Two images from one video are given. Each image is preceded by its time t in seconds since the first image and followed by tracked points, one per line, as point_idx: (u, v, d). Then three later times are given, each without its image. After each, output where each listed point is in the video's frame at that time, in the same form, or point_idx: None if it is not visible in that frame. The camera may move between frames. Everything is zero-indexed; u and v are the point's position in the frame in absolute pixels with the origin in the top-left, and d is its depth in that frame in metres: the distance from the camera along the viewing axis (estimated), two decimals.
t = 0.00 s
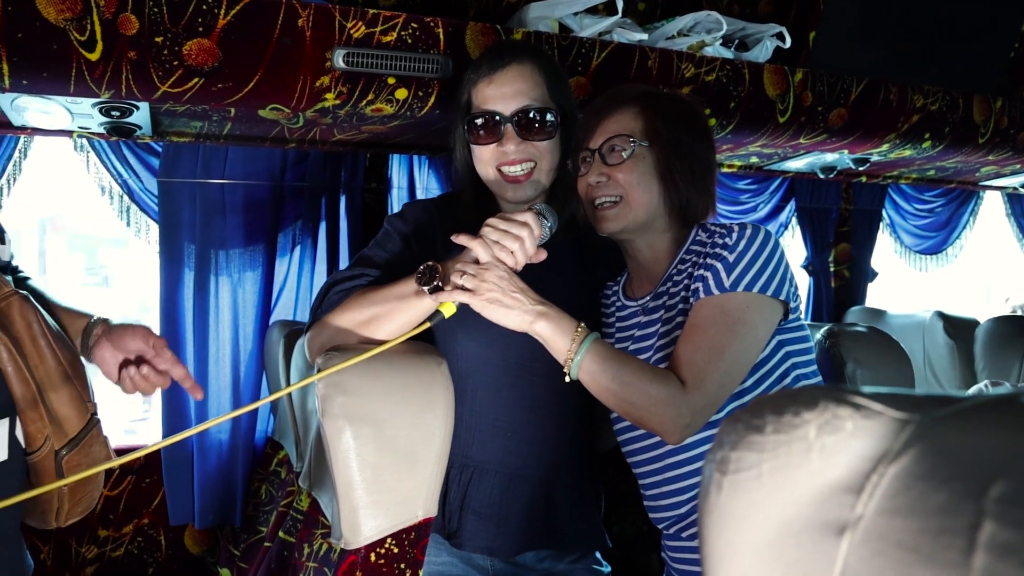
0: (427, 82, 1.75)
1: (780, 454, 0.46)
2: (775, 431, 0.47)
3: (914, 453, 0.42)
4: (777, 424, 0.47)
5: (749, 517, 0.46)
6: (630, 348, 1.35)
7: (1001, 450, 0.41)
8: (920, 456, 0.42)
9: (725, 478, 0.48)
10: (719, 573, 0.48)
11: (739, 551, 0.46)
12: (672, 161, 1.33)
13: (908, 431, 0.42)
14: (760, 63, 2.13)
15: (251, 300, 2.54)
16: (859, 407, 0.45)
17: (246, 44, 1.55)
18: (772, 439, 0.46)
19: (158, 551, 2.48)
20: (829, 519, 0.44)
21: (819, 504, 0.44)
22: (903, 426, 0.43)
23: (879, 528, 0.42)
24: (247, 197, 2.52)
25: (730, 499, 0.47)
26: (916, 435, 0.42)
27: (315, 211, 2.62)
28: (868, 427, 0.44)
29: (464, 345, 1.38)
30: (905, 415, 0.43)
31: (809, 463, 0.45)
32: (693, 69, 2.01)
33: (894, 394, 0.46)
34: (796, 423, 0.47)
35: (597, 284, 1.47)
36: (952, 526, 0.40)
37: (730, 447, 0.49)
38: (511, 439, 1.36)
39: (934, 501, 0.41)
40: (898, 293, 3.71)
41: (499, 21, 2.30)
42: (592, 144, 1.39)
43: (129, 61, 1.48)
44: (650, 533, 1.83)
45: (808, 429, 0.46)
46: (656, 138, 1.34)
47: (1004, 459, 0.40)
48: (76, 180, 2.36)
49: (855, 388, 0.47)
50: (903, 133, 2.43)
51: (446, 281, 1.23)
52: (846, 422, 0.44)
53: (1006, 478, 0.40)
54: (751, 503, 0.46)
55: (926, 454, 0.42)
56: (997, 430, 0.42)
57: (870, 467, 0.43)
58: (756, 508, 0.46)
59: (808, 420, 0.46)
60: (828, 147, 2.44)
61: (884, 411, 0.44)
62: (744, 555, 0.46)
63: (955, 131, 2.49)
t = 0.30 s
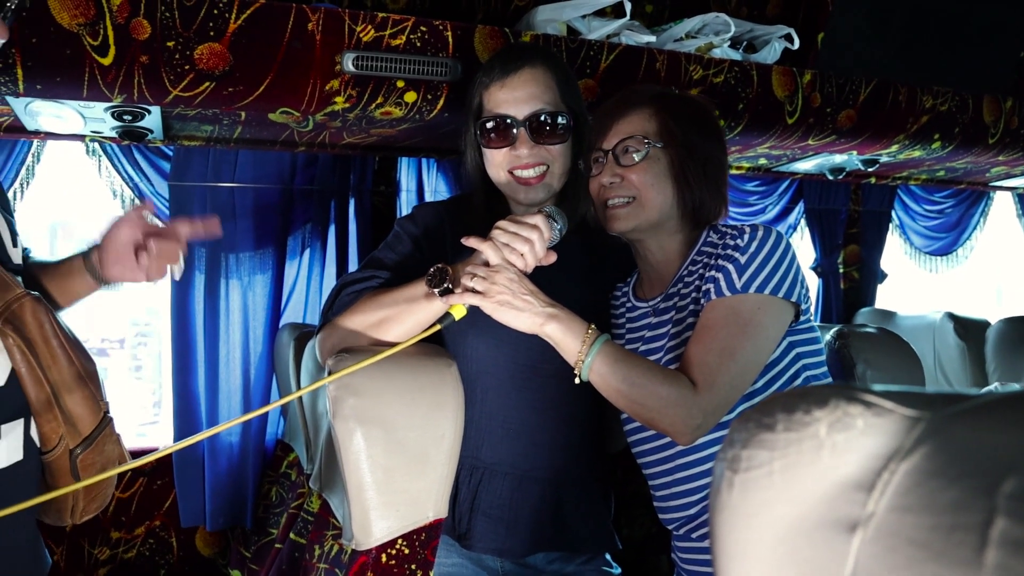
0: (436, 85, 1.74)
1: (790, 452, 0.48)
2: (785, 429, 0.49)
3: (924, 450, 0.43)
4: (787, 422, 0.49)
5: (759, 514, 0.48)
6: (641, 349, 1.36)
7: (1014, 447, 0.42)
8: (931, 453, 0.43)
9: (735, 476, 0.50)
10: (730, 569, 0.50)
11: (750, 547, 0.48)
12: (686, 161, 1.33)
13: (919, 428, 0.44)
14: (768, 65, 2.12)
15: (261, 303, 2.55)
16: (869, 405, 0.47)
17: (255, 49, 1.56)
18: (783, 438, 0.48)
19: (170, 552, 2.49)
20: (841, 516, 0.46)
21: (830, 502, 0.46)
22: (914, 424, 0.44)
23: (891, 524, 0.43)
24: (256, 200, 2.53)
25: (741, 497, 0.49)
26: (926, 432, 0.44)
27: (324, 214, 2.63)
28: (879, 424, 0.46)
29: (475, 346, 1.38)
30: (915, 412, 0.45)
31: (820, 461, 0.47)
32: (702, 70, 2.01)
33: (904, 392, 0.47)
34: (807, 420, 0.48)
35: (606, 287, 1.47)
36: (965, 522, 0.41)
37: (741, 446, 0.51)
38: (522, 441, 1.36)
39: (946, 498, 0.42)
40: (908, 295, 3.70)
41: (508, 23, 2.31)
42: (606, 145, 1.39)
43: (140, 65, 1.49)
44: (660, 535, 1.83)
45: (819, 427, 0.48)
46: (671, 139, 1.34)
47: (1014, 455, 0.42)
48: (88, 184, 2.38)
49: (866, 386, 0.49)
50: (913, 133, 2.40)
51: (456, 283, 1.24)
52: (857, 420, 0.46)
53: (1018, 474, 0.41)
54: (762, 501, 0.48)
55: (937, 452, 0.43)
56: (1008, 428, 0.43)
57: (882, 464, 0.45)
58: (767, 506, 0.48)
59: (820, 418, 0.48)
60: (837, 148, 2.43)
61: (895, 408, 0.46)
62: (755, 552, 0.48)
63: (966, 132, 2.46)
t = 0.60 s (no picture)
0: (447, 94, 1.75)
1: (802, 451, 0.48)
2: (797, 428, 0.49)
3: (936, 449, 0.43)
4: (799, 421, 0.49)
5: (773, 513, 0.48)
6: (652, 355, 1.36)
7: None
8: (942, 452, 0.43)
9: (748, 476, 0.50)
10: (744, 570, 0.49)
11: (762, 547, 0.48)
12: (697, 167, 1.33)
13: (930, 427, 0.44)
14: (778, 72, 2.11)
15: (274, 311, 2.57)
16: (881, 403, 0.46)
17: (268, 59, 1.58)
18: (795, 437, 0.48)
19: (183, 559, 2.49)
20: (853, 513, 0.45)
21: (841, 502, 0.46)
22: (925, 423, 0.44)
23: (903, 522, 0.43)
24: (269, 209, 2.55)
25: (753, 496, 0.49)
26: (938, 430, 0.43)
27: (336, 221, 2.64)
28: (891, 423, 0.45)
29: (487, 353, 1.39)
30: (927, 411, 0.44)
31: (832, 460, 0.46)
32: (711, 78, 2.00)
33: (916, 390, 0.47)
34: (819, 419, 0.48)
35: (616, 294, 1.48)
36: (976, 520, 0.41)
37: (754, 445, 0.50)
38: (534, 447, 1.36)
39: (958, 496, 0.41)
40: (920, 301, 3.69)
41: (518, 31, 2.34)
42: (616, 151, 1.40)
43: (155, 76, 1.51)
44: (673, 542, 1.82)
45: (831, 426, 0.47)
46: (682, 146, 1.35)
47: None
48: (103, 194, 2.40)
49: (878, 385, 0.49)
50: (924, 139, 2.39)
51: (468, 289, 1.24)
52: (868, 419, 0.46)
53: None
54: (773, 501, 0.48)
55: (948, 450, 0.43)
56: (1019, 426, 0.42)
57: (894, 463, 0.44)
58: (780, 506, 0.48)
59: (831, 417, 0.47)
60: (847, 155, 2.40)
61: (906, 407, 0.45)
62: (768, 554, 0.48)
63: (976, 136, 2.43)
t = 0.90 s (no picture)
0: (465, 94, 1.76)
1: (831, 441, 0.47)
2: (826, 418, 0.48)
3: (966, 437, 0.42)
4: (828, 411, 0.48)
5: (800, 504, 0.47)
6: (671, 355, 1.36)
7: None
8: (973, 440, 0.41)
9: (776, 467, 0.49)
10: (770, 564, 0.49)
11: (791, 538, 0.47)
12: (716, 164, 1.33)
13: (959, 415, 0.43)
14: (795, 72, 2.10)
15: (292, 312, 2.57)
16: (909, 394, 0.45)
17: (288, 60, 1.58)
18: (824, 427, 0.47)
19: (202, 558, 2.50)
20: (883, 505, 0.44)
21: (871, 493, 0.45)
22: (954, 412, 0.43)
23: (933, 512, 0.42)
24: (288, 210, 2.55)
25: (782, 487, 0.48)
26: (968, 419, 0.42)
27: (353, 223, 2.65)
28: (919, 413, 0.44)
29: (505, 352, 1.39)
30: (956, 401, 0.43)
31: (860, 449, 0.45)
32: (728, 78, 2.00)
33: (947, 380, 0.46)
34: (848, 410, 0.47)
35: (634, 293, 1.48)
36: (1010, 508, 0.39)
37: (782, 436, 0.49)
38: (553, 446, 1.36)
39: (989, 484, 0.40)
40: (938, 301, 3.69)
41: (534, 33, 2.36)
42: (635, 147, 1.41)
43: (177, 77, 1.52)
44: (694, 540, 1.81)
45: (860, 416, 0.46)
46: (700, 141, 1.35)
47: None
48: (124, 197, 2.43)
49: (907, 376, 0.48)
50: (942, 138, 2.33)
51: (486, 286, 1.24)
52: (897, 409, 0.45)
53: None
54: (802, 492, 0.47)
55: (979, 439, 0.41)
56: None
57: (922, 453, 0.43)
58: (809, 496, 0.47)
59: (859, 407, 0.47)
60: (865, 155, 2.38)
61: (934, 397, 0.44)
62: (797, 546, 0.47)
63: (996, 136, 2.38)
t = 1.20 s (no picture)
0: (487, 95, 1.75)
1: (865, 438, 0.47)
2: (859, 416, 0.49)
3: (1002, 434, 0.42)
4: (860, 409, 0.49)
5: (834, 501, 0.48)
6: (696, 355, 1.35)
7: None
8: (1007, 438, 0.41)
9: (809, 464, 0.50)
10: (804, 560, 0.49)
11: (826, 535, 0.48)
12: (738, 166, 1.33)
13: (994, 413, 0.43)
14: (817, 70, 2.08)
15: (315, 313, 2.59)
16: (944, 391, 0.46)
17: (311, 63, 1.59)
18: (857, 424, 0.48)
19: (227, 557, 2.51)
20: (917, 501, 0.44)
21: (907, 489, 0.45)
22: (989, 410, 0.43)
23: (968, 509, 0.42)
24: (310, 212, 2.57)
25: (815, 484, 0.49)
26: (1003, 417, 0.42)
27: (375, 224, 2.66)
28: (954, 409, 0.45)
29: (529, 352, 1.39)
30: (991, 398, 0.44)
31: (895, 447, 0.46)
32: (749, 77, 1.99)
33: (982, 379, 0.46)
34: (881, 407, 0.48)
35: (658, 293, 1.48)
36: None
37: (815, 434, 0.50)
38: (578, 446, 1.36)
39: None
40: (962, 301, 3.66)
41: (555, 33, 2.36)
42: (654, 153, 1.40)
43: (202, 80, 1.53)
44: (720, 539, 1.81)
45: (893, 413, 0.47)
46: (721, 145, 1.34)
47: None
48: (146, 199, 2.45)
49: (940, 373, 0.48)
50: (966, 136, 2.31)
51: (511, 289, 1.24)
52: (931, 406, 0.46)
53: None
54: (837, 490, 0.47)
55: (1015, 437, 0.41)
56: None
57: (958, 450, 0.43)
58: (844, 492, 0.47)
59: (893, 404, 0.47)
60: (887, 153, 2.36)
61: (970, 394, 0.45)
62: (832, 543, 0.47)
63: (1021, 134, 2.36)
